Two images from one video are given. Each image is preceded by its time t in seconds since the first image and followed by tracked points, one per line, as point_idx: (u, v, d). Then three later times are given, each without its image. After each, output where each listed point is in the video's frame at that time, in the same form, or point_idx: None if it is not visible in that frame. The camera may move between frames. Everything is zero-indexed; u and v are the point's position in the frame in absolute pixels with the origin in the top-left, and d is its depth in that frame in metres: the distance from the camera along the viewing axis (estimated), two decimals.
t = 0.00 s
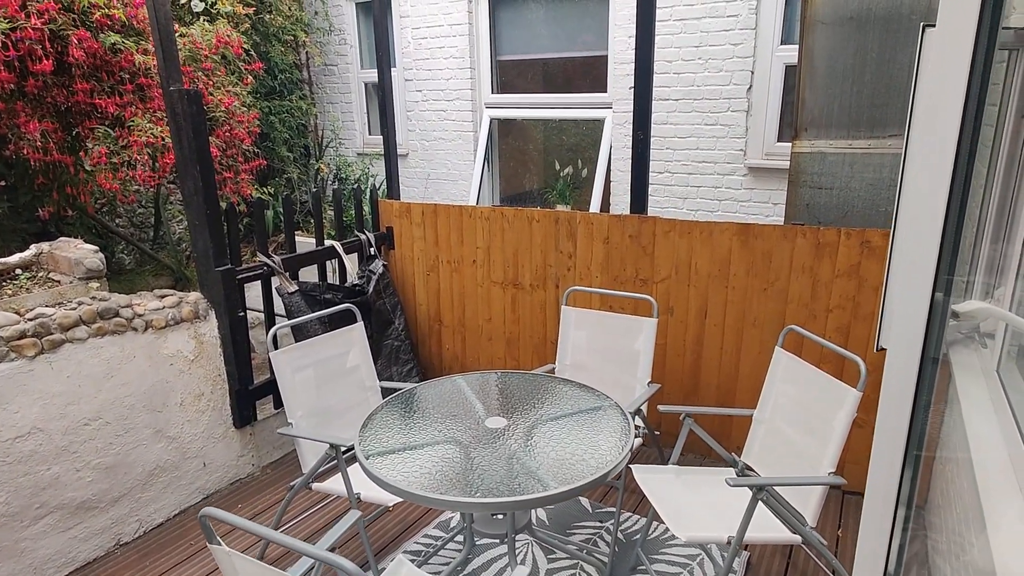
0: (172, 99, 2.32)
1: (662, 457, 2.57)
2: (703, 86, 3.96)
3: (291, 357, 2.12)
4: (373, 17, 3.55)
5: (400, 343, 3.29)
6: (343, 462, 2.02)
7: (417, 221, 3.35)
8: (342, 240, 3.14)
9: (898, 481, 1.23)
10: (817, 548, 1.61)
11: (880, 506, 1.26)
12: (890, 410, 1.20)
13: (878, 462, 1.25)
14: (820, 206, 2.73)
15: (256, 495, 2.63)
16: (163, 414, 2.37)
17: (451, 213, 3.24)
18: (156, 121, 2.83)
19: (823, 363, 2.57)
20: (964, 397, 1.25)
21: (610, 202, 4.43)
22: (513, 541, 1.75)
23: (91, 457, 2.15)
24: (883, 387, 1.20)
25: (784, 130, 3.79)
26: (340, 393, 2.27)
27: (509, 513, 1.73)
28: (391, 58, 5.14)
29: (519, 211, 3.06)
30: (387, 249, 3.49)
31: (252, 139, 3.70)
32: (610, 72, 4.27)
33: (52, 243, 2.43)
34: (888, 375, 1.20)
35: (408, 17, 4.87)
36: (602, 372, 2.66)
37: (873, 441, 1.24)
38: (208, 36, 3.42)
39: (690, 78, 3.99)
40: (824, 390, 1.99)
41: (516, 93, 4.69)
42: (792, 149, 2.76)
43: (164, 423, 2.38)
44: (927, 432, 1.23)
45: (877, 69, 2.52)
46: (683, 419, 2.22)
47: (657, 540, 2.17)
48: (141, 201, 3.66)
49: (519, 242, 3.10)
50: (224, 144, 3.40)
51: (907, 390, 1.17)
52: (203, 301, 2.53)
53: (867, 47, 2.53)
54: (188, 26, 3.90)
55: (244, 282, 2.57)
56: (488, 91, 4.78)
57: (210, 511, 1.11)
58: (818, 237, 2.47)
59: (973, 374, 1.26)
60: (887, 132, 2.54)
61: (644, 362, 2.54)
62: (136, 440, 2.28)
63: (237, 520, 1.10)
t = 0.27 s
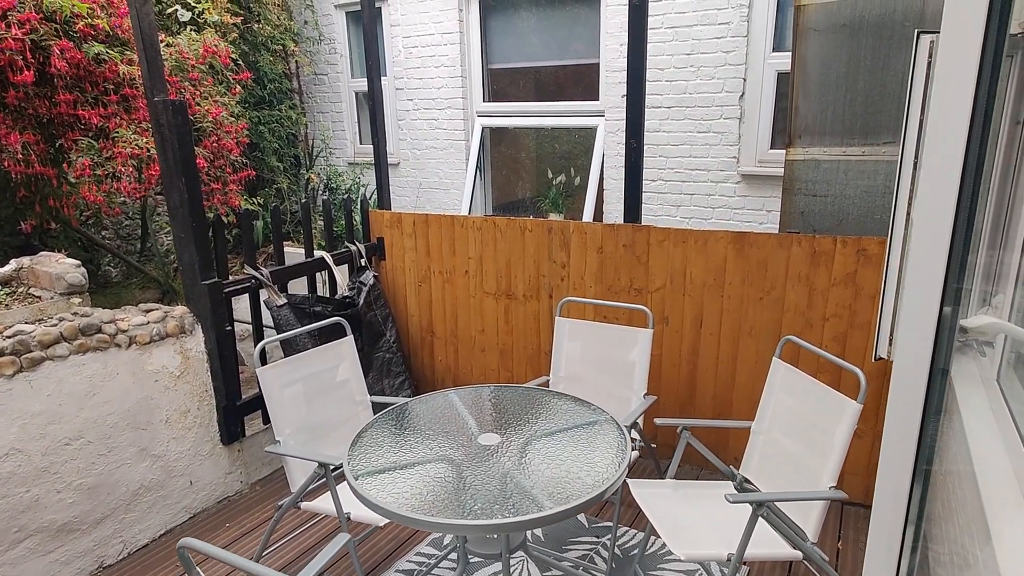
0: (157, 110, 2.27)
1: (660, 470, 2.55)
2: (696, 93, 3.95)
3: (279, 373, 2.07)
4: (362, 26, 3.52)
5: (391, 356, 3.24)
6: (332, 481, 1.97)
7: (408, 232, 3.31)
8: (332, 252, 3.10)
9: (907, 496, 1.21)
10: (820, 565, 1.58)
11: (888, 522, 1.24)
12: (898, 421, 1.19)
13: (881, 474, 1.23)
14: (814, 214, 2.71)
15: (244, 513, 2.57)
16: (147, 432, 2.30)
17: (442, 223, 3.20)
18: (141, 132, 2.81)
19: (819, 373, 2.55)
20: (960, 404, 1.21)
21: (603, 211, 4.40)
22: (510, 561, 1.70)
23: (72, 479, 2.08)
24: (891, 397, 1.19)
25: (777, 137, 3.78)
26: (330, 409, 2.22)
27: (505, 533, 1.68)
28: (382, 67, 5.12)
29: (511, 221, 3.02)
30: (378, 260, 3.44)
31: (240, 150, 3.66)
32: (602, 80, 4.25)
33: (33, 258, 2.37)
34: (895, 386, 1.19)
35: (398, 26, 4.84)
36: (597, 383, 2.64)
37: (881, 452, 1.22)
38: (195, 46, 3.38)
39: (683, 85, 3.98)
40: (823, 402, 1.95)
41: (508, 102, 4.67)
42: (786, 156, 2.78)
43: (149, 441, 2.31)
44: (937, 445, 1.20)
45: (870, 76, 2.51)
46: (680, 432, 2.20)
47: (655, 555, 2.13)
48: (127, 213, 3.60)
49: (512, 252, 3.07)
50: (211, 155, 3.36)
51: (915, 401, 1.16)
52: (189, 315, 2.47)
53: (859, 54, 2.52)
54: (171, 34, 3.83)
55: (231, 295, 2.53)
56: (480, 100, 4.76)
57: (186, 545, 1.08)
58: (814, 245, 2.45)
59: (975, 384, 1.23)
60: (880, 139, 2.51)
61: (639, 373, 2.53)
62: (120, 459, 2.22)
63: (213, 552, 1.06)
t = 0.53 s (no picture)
0: (149, 122, 2.23)
1: (664, 486, 2.50)
2: (697, 100, 3.91)
3: (272, 390, 2.02)
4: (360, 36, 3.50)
5: (390, 369, 3.19)
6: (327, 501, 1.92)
7: (407, 243, 3.26)
8: (330, 264, 3.06)
9: (929, 520, 1.15)
10: None
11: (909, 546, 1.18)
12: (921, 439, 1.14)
13: (902, 495, 1.18)
14: (821, 223, 2.65)
15: (239, 532, 2.51)
16: (139, 451, 2.25)
17: (441, 234, 3.15)
18: (135, 144, 2.76)
19: (827, 386, 2.49)
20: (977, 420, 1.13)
21: (604, 220, 4.36)
22: None
23: (61, 500, 2.02)
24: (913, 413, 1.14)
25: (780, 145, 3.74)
26: (325, 426, 2.17)
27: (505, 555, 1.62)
28: (381, 76, 5.10)
29: (511, 231, 2.98)
30: (377, 271, 3.40)
31: (238, 161, 3.63)
32: (602, 88, 4.22)
33: (24, 273, 2.33)
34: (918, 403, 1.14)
35: (397, 35, 4.82)
36: (599, 398, 2.59)
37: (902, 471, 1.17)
38: (191, 57, 3.38)
39: (684, 93, 3.95)
40: (834, 416, 1.89)
41: (508, 111, 4.65)
42: (789, 164, 2.71)
43: (140, 460, 2.26)
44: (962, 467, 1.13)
45: (875, 83, 2.47)
46: (684, 448, 2.15)
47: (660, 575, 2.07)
48: (123, 225, 3.56)
49: (512, 263, 3.02)
50: (207, 166, 3.32)
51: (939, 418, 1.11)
52: (183, 330, 2.43)
53: (863, 60, 2.48)
54: (169, 46, 3.87)
55: (226, 309, 2.48)
56: (480, 109, 4.73)
57: None
58: (820, 255, 2.39)
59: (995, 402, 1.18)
60: (887, 146, 2.48)
61: (642, 387, 2.48)
62: (110, 479, 2.16)
63: None
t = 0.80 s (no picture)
0: (151, 134, 2.21)
1: (676, 505, 2.42)
2: (710, 107, 3.84)
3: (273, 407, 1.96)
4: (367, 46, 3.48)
5: (397, 382, 3.13)
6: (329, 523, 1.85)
7: (414, 253, 3.22)
8: (335, 276, 3.02)
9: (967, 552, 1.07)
10: None
11: None
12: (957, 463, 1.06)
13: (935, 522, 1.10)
14: (837, 232, 2.56)
15: (241, 551, 2.45)
16: (140, 468, 2.21)
17: (448, 245, 3.10)
18: (141, 156, 2.76)
19: (846, 402, 2.40)
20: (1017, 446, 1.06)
21: (615, 229, 4.28)
22: None
23: (59, 519, 1.98)
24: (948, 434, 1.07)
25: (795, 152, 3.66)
26: (328, 444, 2.12)
27: None
28: (390, 85, 5.09)
29: (519, 242, 2.92)
30: (383, 283, 3.36)
31: (245, 172, 3.62)
32: (612, 95, 4.16)
33: (24, 288, 2.33)
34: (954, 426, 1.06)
35: (406, 44, 4.80)
36: (610, 414, 2.52)
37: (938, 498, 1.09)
38: (199, 68, 3.37)
39: (696, 99, 3.88)
40: (855, 437, 1.81)
41: (518, 119, 4.61)
42: (805, 172, 2.64)
43: (141, 477, 2.22)
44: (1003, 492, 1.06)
45: (893, 88, 2.39)
46: (698, 468, 2.10)
47: None
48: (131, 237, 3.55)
49: (520, 274, 2.96)
50: (213, 177, 3.31)
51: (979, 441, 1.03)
52: (185, 344, 2.39)
53: (881, 65, 2.40)
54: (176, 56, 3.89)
55: (229, 323, 2.44)
56: (489, 118, 4.70)
57: None
58: (837, 266, 2.31)
59: None
60: (906, 153, 2.39)
61: (653, 403, 2.41)
62: (109, 498, 2.12)
63: None
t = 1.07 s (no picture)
0: (166, 137, 2.19)
1: (697, 518, 2.34)
2: (732, 107, 3.75)
3: (284, 415, 1.93)
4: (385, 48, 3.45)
5: (413, 388, 3.09)
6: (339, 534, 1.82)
7: (430, 257, 3.17)
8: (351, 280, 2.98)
9: None
10: None
11: None
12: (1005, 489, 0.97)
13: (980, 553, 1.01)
14: (867, 235, 2.45)
15: (253, 559, 2.42)
16: (152, 475, 2.19)
17: (464, 249, 3.06)
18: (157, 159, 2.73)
19: (875, 413, 2.29)
20: None
21: (635, 232, 4.20)
22: None
23: (70, 527, 1.97)
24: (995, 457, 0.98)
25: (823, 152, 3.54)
26: (340, 452, 2.08)
27: None
28: (408, 88, 5.07)
29: (536, 246, 2.86)
30: (399, 287, 3.32)
31: (262, 175, 3.61)
32: (632, 96, 4.08)
33: (40, 292, 2.33)
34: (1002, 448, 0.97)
35: (424, 46, 4.78)
36: (630, 424, 2.44)
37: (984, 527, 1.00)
38: (216, 72, 3.38)
39: (718, 99, 3.79)
40: (888, 453, 1.71)
41: (537, 121, 4.55)
42: (831, 174, 2.52)
43: (154, 484, 2.20)
44: None
45: (928, 85, 2.28)
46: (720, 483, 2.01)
47: None
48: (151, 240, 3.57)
49: (537, 278, 2.90)
50: (231, 181, 3.30)
51: None
52: (199, 349, 2.37)
53: (914, 61, 2.30)
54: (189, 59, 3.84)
55: (243, 328, 2.41)
56: (507, 120, 4.65)
57: None
58: (867, 271, 2.21)
59: None
60: (940, 153, 2.29)
61: (674, 413, 2.32)
62: (121, 504, 2.10)
63: None
